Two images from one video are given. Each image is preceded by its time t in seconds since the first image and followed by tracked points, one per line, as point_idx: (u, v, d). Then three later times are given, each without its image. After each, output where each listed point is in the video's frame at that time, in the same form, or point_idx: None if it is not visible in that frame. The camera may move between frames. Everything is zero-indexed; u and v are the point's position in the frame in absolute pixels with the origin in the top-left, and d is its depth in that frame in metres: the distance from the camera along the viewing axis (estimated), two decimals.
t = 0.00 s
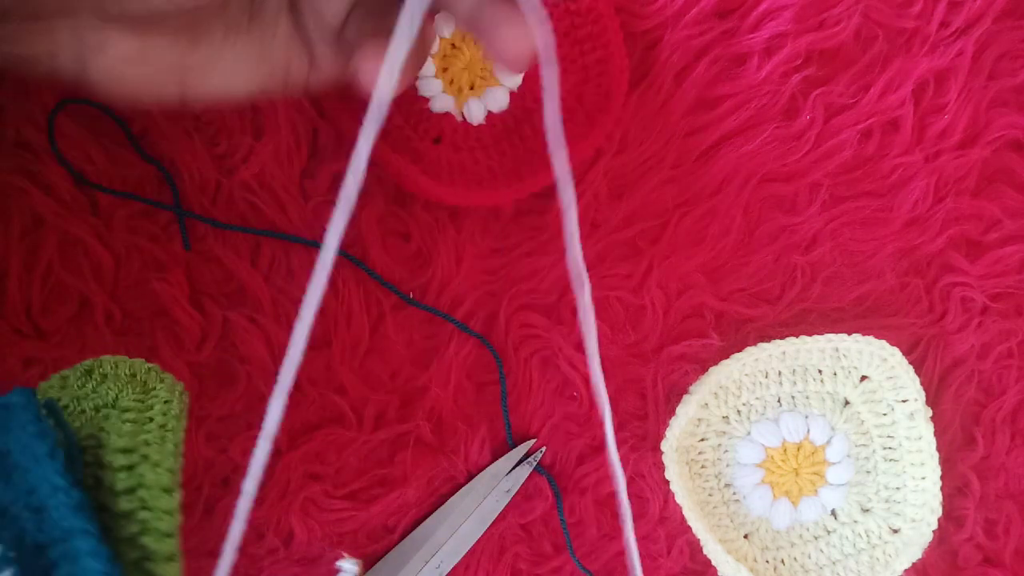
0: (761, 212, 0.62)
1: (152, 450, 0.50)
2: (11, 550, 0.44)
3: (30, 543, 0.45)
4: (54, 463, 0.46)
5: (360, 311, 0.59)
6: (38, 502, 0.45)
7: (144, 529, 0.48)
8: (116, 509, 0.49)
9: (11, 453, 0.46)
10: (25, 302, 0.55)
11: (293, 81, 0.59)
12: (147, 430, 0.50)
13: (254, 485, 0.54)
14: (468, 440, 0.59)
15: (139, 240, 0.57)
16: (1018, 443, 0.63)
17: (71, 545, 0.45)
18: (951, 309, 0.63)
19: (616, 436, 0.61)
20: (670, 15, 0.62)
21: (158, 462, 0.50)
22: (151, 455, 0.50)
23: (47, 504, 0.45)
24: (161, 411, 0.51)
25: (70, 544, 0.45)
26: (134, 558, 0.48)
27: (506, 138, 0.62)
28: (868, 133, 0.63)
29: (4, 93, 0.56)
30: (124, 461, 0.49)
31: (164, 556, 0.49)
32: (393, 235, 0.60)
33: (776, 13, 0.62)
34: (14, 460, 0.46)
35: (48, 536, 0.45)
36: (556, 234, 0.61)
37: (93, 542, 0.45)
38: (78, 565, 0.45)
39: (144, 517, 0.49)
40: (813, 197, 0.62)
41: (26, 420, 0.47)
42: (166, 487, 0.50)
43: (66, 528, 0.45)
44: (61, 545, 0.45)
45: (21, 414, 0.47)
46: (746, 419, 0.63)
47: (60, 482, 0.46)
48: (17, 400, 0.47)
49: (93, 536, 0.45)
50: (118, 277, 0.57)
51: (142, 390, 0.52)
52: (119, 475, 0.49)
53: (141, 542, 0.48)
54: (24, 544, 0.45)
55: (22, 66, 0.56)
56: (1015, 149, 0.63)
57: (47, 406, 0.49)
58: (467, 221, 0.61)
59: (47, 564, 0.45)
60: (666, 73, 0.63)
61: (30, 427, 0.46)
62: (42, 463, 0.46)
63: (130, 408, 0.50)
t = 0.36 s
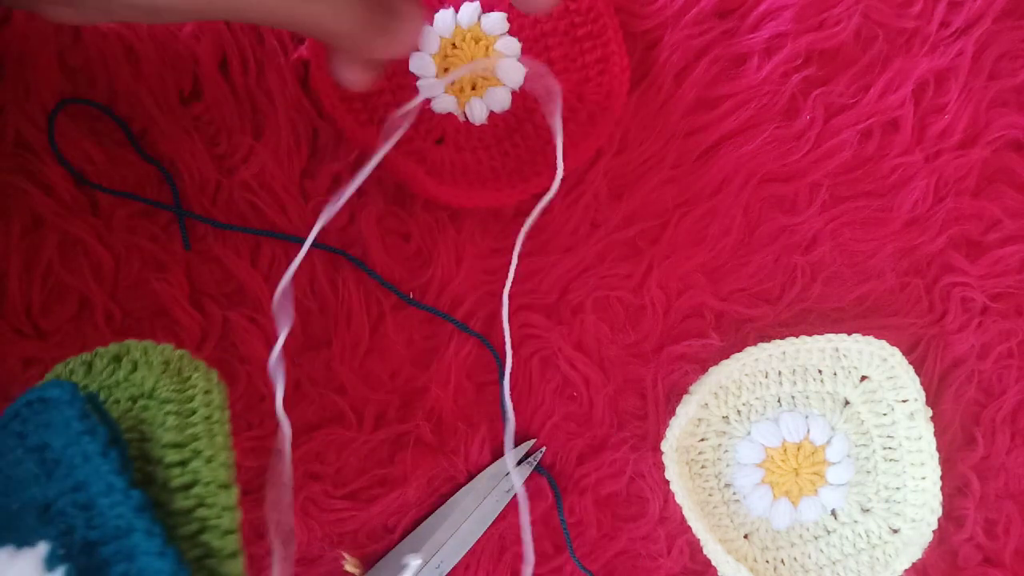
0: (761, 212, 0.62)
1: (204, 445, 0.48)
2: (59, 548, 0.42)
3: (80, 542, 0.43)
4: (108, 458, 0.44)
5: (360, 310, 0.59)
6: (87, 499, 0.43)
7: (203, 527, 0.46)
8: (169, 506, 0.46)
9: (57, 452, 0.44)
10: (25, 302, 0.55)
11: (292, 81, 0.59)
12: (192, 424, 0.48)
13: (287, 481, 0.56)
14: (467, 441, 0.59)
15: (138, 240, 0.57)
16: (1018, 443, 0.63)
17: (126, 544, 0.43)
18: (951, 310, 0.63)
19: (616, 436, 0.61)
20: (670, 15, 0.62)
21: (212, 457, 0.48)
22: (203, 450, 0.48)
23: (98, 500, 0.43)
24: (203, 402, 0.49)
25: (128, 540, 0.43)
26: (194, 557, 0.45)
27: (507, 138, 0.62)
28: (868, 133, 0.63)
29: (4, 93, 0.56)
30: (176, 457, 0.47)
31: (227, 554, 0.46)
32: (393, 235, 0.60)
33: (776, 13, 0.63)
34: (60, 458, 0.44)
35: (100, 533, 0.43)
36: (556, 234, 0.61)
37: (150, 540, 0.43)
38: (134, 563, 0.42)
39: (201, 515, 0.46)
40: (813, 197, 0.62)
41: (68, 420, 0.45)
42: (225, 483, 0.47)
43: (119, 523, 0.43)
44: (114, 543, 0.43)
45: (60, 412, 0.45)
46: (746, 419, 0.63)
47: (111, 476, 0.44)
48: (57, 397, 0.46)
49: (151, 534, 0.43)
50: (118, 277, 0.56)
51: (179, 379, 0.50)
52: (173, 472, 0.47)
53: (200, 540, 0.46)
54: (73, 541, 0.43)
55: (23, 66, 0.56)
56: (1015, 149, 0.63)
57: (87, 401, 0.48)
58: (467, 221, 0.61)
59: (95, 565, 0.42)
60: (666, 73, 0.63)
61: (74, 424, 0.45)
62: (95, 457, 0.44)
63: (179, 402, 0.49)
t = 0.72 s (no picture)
0: (761, 212, 0.62)
1: (228, 420, 0.47)
2: (79, 530, 0.43)
3: (99, 524, 0.44)
4: (127, 436, 0.45)
5: (360, 310, 0.59)
6: (105, 479, 0.44)
7: (231, 506, 0.46)
8: (194, 484, 0.46)
9: (73, 430, 0.45)
10: (25, 303, 0.55)
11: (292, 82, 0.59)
12: (214, 399, 0.48)
13: (289, 478, 0.57)
14: (467, 441, 0.59)
15: (142, 239, 0.57)
16: (1018, 443, 0.63)
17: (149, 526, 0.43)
18: (951, 310, 0.63)
19: (616, 436, 0.61)
20: (670, 15, 0.62)
21: (237, 434, 0.47)
22: (227, 427, 0.47)
23: (119, 480, 0.44)
24: (225, 376, 0.49)
25: (150, 522, 0.43)
26: (222, 538, 0.46)
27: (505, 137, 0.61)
28: (868, 133, 0.63)
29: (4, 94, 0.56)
30: (200, 434, 0.47)
31: (257, 534, 0.46)
32: (393, 236, 0.60)
33: (776, 13, 0.63)
34: (77, 437, 0.45)
35: (122, 515, 0.44)
36: (557, 234, 0.61)
37: (175, 522, 0.43)
38: (158, 546, 0.43)
39: (229, 493, 0.46)
40: (813, 197, 0.62)
41: (84, 397, 0.46)
42: (254, 461, 0.47)
43: (140, 504, 0.44)
44: (135, 525, 0.43)
45: (76, 389, 0.46)
46: (746, 419, 0.63)
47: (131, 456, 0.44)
48: (71, 370, 0.46)
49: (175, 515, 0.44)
50: (118, 277, 0.57)
51: (200, 353, 0.49)
52: (198, 450, 0.47)
53: (229, 521, 0.46)
54: (93, 523, 0.44)
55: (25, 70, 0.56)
56: (1015, 149, 0.63)
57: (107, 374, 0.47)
58: (467, 221, 0.61)
59: (117, 547, 0.43)
60: (666, 73, 0.63)
61: (90, 400, 0.45)
62: (114, 435, 0.45)
63: (199, 373, 0.48)
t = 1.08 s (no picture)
0: (760, 212, 0.62)
1: (243, 386, 0.46)
2: (91, 503, 0.43)
3: (111, 496, 0.44)
4: (139, 403, 0.44)
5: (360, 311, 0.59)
6: (117, 450, 0.44)
7: (248, 477, 0.45)
8: (208, 455, 0.45)
9: (83, 397, 0.45)
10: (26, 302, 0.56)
11: (293, 82, 0.59)
12: (232, 363, 0.47)
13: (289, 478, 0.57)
14: (468, 441, 0.59)
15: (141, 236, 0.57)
16: (1018, 443, 0.63)
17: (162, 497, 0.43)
18: (951, 309, 0.63)
19: (616, 436, 0.61)
20: (670, 15, 0.62)
21: (253, 402, 0.46)
22: (243, 395, 0.46)
23: (130, 450, 0.44)
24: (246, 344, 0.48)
25: (161, 492, 0.44)
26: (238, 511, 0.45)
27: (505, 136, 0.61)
28: (868, 133, 0.63)
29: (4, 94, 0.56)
30: (214, 403, 0.45)
31: (275, 505, 0.45)
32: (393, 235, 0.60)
33: (776, 13, 0.62)
34: (88, 405, 0.45)
35: (134, 486, 0.44)
36: (556, 234, 0.61)
37: (190, 492, 0.43)
38: (171, 518, 0.43)
39: (245, 464, 0.45)
40: (813, 197, 0.62)
41: (94, 364, 0.45)
42: (271, 431, 0.45)
43: (153, 475, 0.44)
44: (148, 496, 0.44)
45: (84, 355, 0.45)
46: (746, 419, 0.63)
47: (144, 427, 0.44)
48: (77, 338, 0.45)
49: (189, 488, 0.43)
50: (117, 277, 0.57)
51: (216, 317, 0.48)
52: (212, 419, 0.45)
53: (246, 493, 0.45)
54: (103, 495, 0.44)
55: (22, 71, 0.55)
56: (1015, 149, 0.63)
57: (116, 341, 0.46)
58: (467, 221, 0.61)
59: (128, 519, 0.43)
60: (666, 73, 0.63)
61: (102, 366, 0.45)
62: (126, 402, 0.44)
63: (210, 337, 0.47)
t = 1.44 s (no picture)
0: (760, 212, 0.62)
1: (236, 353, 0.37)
2: (76, 490, 0.34)
3: (97, 481, 0.34)
4: (121, 382, 0.35)
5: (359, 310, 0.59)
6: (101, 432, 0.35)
7: (246, 451, 0.36)
8: (202, 433, 0.36)
9: (59, 378, 0.35)
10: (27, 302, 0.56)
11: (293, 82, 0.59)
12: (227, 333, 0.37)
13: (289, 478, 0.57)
14: (467, 441, 0.59)
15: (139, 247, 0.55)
16: (1018, 443, 0.63)
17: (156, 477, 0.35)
18: (951, 309, 0.63)
19: (616, 436, 0.61)
20: (670, 15, 0.62)
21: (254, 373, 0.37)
22: (242, 367, 0.37)
23: (113, 432, 0.35)
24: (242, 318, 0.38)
25: (154, 473, 0.35)
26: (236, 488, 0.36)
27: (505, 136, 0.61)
28: (868, 133, 0.63)
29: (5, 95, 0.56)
30: (206, 378, 0.36)
31: (277, 479, 0.37)
32: (393, 235, 0.60)
33: (777, 12, 0.62)
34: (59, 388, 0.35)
35: (122, 468, 0.35)
36: (556, 235, 0.61)
37: (185, 472, 0.35)
38: (165, 500, 0.35)
39: (241, 438, 0.36)
40: (813, 197, 0.62)
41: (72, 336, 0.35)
42: (266, 402, 0.37)
43: (142, 457, 0.35)
44: (138, 479, 0.35)
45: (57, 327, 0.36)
46: (746, 419, 0.63)
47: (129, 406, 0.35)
48: (56, 317, 0.36)
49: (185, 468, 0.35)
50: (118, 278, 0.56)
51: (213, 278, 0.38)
52: (203, 394, 0.36)
53: (243, 468, 0.36)
54: (89, 480, 0.34)
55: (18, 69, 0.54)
56: (1015, 149, 0.63)
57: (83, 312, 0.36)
58: (467, 221, 0.61)
59: (116, 507, 0.34)
60: (666, 74, 0.63)
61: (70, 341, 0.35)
62: (105, 383, 0.35)
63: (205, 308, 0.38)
